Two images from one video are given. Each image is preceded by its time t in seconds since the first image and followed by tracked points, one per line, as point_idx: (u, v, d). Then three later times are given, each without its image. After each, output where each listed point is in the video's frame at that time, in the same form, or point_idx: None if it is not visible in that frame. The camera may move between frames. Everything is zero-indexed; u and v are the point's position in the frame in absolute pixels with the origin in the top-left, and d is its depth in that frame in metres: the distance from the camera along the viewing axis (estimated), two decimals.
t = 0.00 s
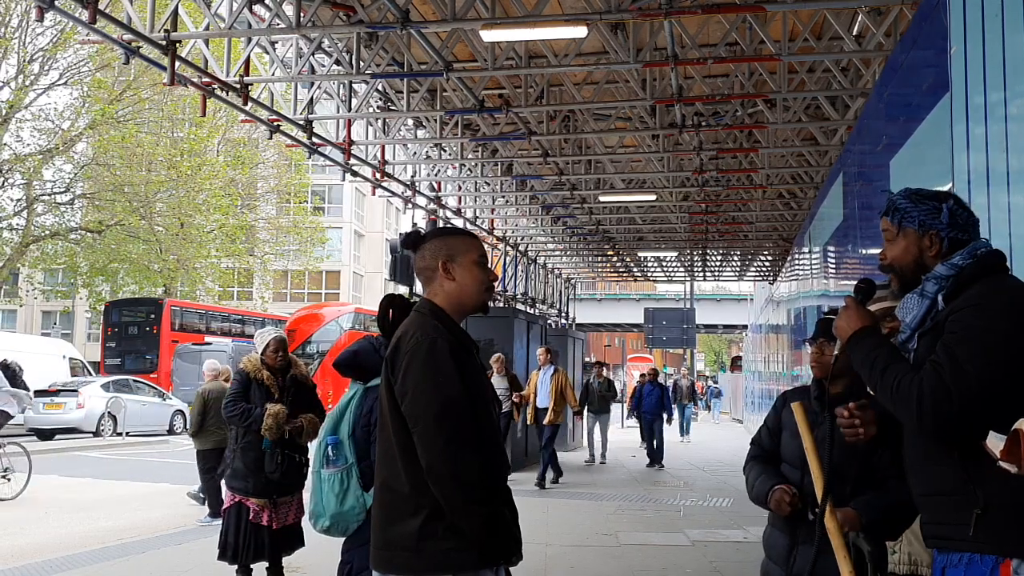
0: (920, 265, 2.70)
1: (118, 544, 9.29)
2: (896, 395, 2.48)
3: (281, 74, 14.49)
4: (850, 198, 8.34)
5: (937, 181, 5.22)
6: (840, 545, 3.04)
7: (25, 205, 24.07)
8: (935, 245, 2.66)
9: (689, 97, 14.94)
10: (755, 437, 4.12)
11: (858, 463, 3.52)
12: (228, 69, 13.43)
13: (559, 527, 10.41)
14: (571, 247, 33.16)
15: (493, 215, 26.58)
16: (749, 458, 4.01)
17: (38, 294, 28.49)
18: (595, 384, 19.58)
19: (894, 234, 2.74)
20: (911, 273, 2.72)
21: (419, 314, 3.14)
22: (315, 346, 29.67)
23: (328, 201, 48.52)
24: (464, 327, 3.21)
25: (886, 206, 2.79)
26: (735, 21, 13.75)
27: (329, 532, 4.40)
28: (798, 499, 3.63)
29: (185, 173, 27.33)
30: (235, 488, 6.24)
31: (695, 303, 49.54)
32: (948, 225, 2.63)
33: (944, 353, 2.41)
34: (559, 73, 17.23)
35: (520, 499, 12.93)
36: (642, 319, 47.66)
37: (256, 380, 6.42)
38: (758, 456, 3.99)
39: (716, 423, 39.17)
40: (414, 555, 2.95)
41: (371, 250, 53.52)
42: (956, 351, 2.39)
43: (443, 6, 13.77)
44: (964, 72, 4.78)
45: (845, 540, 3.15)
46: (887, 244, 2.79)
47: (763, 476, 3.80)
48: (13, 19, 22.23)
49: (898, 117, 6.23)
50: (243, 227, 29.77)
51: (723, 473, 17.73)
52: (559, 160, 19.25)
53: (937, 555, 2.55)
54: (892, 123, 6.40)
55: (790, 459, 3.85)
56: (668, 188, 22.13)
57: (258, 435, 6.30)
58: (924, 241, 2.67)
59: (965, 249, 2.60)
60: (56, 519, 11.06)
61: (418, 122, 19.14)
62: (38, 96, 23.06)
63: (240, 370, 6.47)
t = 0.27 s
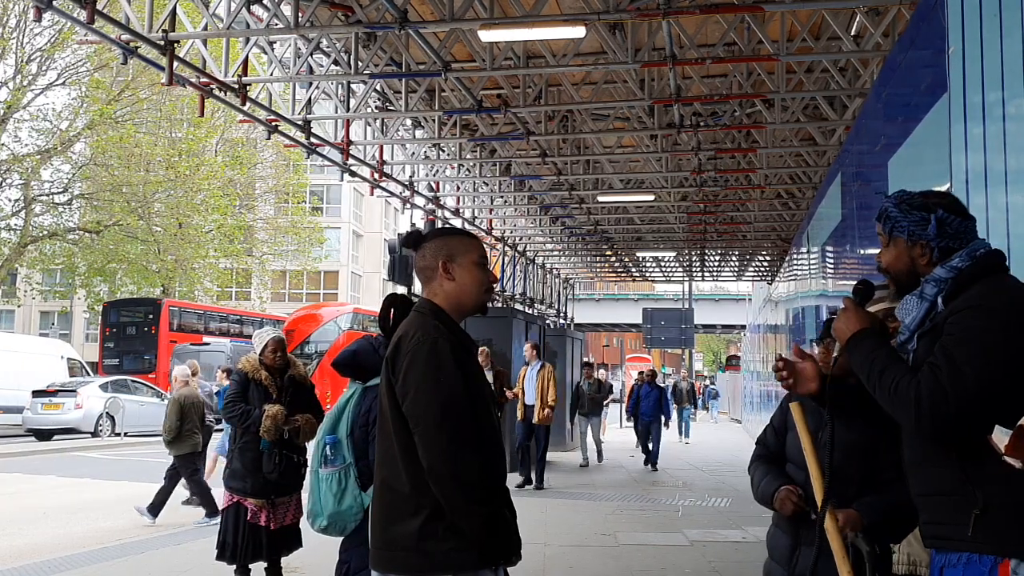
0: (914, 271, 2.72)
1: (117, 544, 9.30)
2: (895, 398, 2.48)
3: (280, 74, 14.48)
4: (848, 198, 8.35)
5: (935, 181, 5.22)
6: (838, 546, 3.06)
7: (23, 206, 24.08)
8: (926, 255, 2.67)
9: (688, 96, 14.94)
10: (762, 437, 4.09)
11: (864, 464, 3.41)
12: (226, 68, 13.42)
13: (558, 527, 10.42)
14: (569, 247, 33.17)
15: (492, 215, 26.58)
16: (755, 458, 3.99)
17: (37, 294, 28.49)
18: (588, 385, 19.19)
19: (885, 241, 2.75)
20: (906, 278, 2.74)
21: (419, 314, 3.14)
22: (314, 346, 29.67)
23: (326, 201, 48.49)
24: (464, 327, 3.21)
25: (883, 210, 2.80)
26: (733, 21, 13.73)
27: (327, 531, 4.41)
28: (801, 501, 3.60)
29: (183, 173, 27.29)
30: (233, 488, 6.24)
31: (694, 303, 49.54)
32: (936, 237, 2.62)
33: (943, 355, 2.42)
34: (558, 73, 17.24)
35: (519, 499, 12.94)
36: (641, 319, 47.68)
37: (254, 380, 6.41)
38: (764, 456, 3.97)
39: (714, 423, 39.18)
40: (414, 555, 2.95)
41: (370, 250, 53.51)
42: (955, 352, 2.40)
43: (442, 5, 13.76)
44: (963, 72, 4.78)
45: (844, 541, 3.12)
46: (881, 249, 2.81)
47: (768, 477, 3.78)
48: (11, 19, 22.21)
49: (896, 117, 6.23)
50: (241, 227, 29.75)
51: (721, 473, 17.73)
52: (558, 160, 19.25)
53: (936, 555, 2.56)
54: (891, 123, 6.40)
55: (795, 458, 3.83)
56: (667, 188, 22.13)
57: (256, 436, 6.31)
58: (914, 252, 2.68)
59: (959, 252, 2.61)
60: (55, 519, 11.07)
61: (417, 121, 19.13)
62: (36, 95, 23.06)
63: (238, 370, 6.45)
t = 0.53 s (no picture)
0: (914, 272, 2.72)
1: (118, 544, 9.31)
2: (899, 400, 2.48)
3: (280, 74, 14.50)
4: (848, 199, 8.35)
5: (935, 182, 5.22)
6: (838, 547, 3.05)
7: (23, 206, 24.10)
8: (927, 255, 2.67)
9: (688, 97, 14.95)
10: (772, 439, 4.00)
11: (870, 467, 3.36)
12: (226, 69, 13.43)
13: (558, 527, 10.42)
14: (569, 247, 33.17)
15: (492, 215, 26.58)
16: (764, 460, 3.90)
17: (37, 294, 28.51)
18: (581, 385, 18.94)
19: (886, 242, 2.76)
20: (906, 279, 2.75)
21: (420, 314, 3.14)
22: (314, 347, 29.66)
23: (327, 201, 48.49)
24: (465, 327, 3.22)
25: (882, 211, 2.80)
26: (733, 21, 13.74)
27: (327, 531, 4.41)
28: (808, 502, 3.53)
29: (183, 173, 27.30)
30: (232, 488, 6.24)
31: (694, 303, 49.54)
32: (942, 234, 2.63)
33: (949, 357, 2.41)
34: (558, 73, 17.26)
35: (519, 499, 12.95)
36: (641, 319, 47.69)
37: (254, 380, 6.42)
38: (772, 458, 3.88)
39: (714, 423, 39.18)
40: (414, 554, 2.95)
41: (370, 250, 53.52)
42: (961, 353, 2.39)
43: (442, 6, 13.76)
44: (963, 72, 4.78)
45: (844, 541, 3.14)
46: (880, 250, 2.82)
47: (776, 479, 3.72)
48: (11, 19, 22.22)
49: (897, 117, 6.23)
50: (241, 227, 29.75)
51: (721, 473, 17.73)
52: (559, 160, 19.25)
53: (935, 555, 2.56)
54: (891, 124, 6.40)
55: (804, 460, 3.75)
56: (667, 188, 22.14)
57: (256, 436, 6.31)
58: (917, 250, 2.68)
59: (960, 253, 2.61)
60: (55, 519, 11.07)
61: (417, 122, 19.15)
62: (36, 96, 23.08)
63: (238, 371, 6.46)
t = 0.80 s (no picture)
0: (916, 272, 2.73)
1: (117, 544, 9.29)
2: (900, 399, 2.48)
3: (280, 73, 14.49)
4: (848, 198, 8.34)
5: (935, 181, 5.23)
6: (838, 546, 3.04)
7: (23, 205, 24.08)
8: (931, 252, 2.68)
9: (688, 97, 14.92)
10: (779, 437, 3.99)
11: (871, 466, 3.34)
12: (226, 68, 13.42)
13: (558, 527, 10.40)
14: (569, 247, 33.18)
15: (492, 215, 26.57)
16: (770, 458, 3.89)
17: (37, 294, 28.49)
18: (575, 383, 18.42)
19: (888, 241, 2.77)
20: (907, 279, 2.75)
21: (421, 313, 3.14)
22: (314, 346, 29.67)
23: (327, 200, 48.46)
24: (466, 327, 3.22)
25: (884, 210, 2.81)
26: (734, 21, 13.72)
27: (326, 529, 4.40)
28: (808, 502, 3.53)
29: (183, 172, 27.29)
30: (231, 487, 6.24)
31: (694, 303, 49.54)
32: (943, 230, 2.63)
33: (951, 356, 2.41)
34: (558, 72, 17.26)
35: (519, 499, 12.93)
36: (641, 319, 47.68)
37: (253, 379, 6.42)
38: (777, 456, 3.87)
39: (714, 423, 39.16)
40: (413, 554, 2.95)
41: (370, 250, 53.50)
42: (963, 352, 2.39)
43: (442, 6, 13.77)
44: (963, 72, 4.77)
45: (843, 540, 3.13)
46: (882, 250, 2.82)
47: (780, 477, 3.71)
48: (11, 18, 22.22)
49: (897, 117, 6.22)
50: (241, 226, 29.74)
51: (721, 473, 17.70)
52: (558, 160, 19.23)
53: (934, 555, 2.56)
54: (891, 123, 6.40)
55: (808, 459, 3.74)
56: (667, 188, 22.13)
57: (255, 435, 6.31)
58: (904, 258, 2.72)
59: (960, 251, 2.61)
60: (55, 519, 11.07)
61: (417, 121, 19.15)
62: (36, 95, 23.07)
63: (238, 370, 6.46)
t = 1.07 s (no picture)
0: (916, 270, 2.74)
1: (118, 544, 9.30)
2: (898, 399, 2.47)
3: (280, 74, 14.48)
4: (849, 198, 8.34)
5: (935, 181, 5.23)
6: (839, 547, 3.03)
7: (24, 206, 24.09)
8: (929, 248, 2.70)
9: (688, 96, 14.91)
10: (783, 437, 3.98)
11: (872, 466, 3.33)
12: (226, 69, 13.41)
13: (558, 528, 10.40)
14: (570, 247, 33.18)
15: (492, 215, 26.56)
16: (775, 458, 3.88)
17: (38, 294, 28.49)
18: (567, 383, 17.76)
19: (887, 241, 2.78)
20: (907, 278, 2.77)
21: (423, 314, 3.13)
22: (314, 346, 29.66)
23: (327, 201, 48.45)
24: (467, 327, 3.21)
25: (881, 212, 2.84)
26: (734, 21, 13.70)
27: (326, 530, 4.39)
28: (809, 504, 3.53)
29: (183, 173, 27.30)
30: (232, 487, 6.24)
31: (694, 303, 49.54)
32: (940, 225, 2.66)
33: (948, 356, 2.41)
34: (558, 72, 17.26)
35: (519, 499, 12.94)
36: (642, 319, 47.68)
37: (253, 379, 6.39)
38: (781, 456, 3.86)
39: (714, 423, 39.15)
40: (415, 554, 2.95)
41: (370, 250, 53.49)
42: (960, 353, 2.39)
43: (443, 6, 13.76)
44: (963, 72, 4.78)
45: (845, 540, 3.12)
46: (881, 250, 2.83)
47: (784, 478, 3.70)
48: (12, 19, 22.21)
49: (897, 117, 6.23)
50: (242, 227, 29.74)
51: (722, 473, 17.70)
52: (559, 160, 19.23)
53: (935, 555, 2.56)
54: (891, 123, 6.40)
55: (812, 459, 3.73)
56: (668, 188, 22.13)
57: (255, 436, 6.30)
58: (917, 245, 2.71)
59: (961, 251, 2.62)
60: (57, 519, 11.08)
61: (417, 121, 19.15)
62: (37, 96, 23.07)
63: (238, 370, 6.45)
